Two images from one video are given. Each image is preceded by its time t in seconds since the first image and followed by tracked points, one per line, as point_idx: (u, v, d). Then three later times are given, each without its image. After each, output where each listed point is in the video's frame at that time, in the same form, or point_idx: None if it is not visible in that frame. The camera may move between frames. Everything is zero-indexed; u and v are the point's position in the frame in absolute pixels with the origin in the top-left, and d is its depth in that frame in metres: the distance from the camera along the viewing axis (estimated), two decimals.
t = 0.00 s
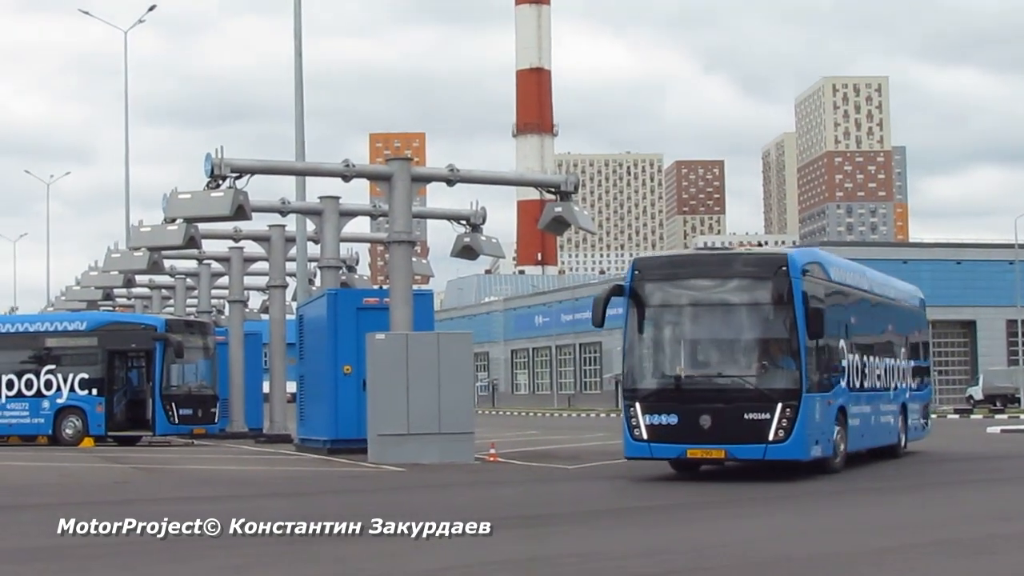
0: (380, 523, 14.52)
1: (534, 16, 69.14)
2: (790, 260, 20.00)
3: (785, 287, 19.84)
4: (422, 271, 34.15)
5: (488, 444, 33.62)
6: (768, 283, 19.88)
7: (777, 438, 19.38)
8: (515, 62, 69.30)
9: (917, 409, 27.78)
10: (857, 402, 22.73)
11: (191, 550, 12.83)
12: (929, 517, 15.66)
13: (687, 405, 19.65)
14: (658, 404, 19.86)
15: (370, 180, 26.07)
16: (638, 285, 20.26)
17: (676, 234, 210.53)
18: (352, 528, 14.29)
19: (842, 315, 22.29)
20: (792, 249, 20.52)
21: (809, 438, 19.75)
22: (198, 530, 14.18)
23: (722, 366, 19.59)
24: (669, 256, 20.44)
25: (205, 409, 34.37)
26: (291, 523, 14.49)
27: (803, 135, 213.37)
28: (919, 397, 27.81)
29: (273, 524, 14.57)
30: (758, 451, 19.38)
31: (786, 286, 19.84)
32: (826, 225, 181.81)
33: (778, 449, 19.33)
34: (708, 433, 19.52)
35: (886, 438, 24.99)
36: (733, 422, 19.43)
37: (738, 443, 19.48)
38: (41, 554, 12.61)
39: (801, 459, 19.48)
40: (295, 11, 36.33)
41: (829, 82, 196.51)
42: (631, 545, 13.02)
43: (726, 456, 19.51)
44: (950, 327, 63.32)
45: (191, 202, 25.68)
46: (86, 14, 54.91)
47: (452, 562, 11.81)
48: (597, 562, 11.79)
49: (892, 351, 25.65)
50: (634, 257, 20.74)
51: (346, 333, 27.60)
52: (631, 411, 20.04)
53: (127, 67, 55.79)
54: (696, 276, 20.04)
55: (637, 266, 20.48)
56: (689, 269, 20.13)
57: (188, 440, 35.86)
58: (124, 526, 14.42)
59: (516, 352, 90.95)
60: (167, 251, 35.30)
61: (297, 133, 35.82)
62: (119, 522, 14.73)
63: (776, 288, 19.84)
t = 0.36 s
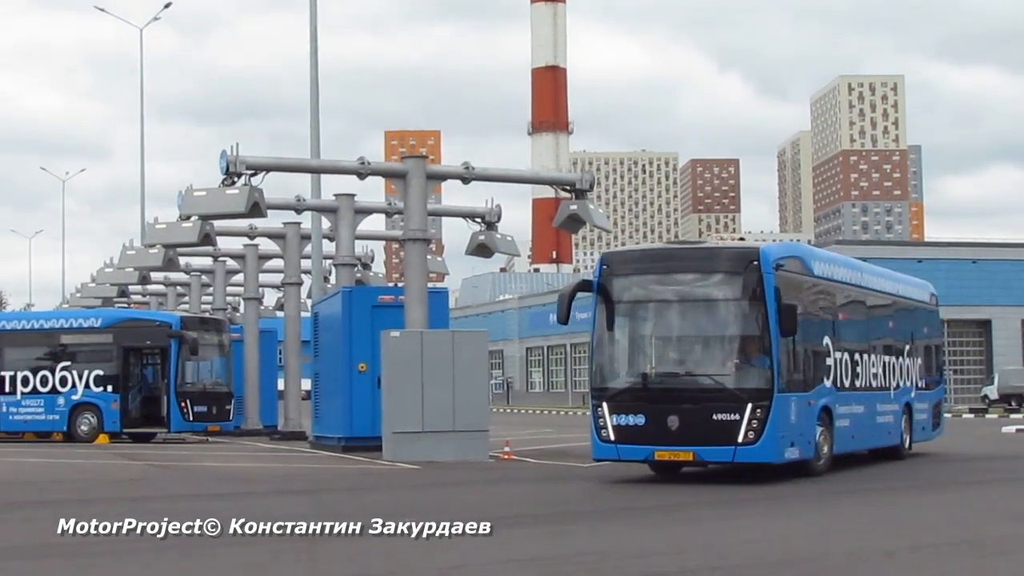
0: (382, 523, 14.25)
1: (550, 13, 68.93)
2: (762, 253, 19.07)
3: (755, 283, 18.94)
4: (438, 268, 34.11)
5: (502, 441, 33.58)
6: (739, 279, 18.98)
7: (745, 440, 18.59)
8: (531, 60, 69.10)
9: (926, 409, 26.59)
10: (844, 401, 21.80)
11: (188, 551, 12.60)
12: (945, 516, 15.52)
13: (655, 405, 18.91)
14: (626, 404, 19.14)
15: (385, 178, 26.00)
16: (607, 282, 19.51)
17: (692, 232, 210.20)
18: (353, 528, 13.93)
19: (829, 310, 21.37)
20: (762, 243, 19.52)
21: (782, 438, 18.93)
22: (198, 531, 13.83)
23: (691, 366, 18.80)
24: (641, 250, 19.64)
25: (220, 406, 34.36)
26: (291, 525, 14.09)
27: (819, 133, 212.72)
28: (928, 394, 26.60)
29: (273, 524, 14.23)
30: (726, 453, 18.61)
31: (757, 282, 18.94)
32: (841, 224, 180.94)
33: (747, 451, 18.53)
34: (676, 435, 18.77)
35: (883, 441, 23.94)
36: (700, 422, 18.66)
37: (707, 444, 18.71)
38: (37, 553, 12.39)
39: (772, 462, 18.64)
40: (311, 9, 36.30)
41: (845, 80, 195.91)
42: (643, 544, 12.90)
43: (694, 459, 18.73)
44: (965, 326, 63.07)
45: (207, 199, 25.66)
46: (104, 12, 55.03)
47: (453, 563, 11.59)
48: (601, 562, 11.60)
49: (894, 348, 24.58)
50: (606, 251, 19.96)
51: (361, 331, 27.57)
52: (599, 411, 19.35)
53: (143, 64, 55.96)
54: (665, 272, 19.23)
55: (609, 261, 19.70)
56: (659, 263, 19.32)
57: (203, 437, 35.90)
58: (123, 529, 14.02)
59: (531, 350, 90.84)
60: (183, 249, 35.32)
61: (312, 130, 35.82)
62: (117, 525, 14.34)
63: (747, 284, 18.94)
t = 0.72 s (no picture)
0: (384, 523, 14.01)
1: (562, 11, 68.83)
2: (718, 245, 18.01)
3: (709, 276, 17.88)
4: (448, 266, 34.07)
5: (510, 438, 33.52)
6: (692, 272, 17.93)
7: (697, 440, 17.61)
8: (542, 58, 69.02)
9: (924, 409, 25.64)
10: (821, 400, 20.85)
11: (187, 549, 12.39)
12: (954, 516, 15.37)
13: (605, 403, 17.94)
14: (577, 402, 18.18)
15: (396, 174, 25.90)
16: (560, 273, 18.52)
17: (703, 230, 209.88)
18: (354, 528, 13.70)
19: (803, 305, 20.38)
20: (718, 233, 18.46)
21: (739, 439, 17.95)
22: (199, 531, 13.59)
23: (642, 363, 17.79)
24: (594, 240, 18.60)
25: (229, 403, 34.22)
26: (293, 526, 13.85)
27: (829, 132, 212.28)
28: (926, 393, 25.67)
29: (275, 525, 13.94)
30: (678, 455, 17.63)
31: (711, 275, 17.89)
32: (852, 223, 180.14)
33: (700, 452, 17.55)
34: (626, 435, 17.80)
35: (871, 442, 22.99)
36: (651, 422, 17.67)
37: (659, 445, 17.73)
38: (32, 551, 12.18)
39: (727, 462, 17.67)
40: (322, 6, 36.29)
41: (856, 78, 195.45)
42: (648, 543, 12.75)
43: (646, 459, 17.76)
44: (975, 325, 62.84)
45: (217, 195, 25.65)
46: (116, 10, 55.15)
47: (454, 563, 11.37)
48: (605, 562, 11.46)
49: (884, 346, 23.58)
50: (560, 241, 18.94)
51: (372, 328, 27.58)
52: (550, 409, 18.39)
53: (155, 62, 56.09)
54: (618, 264, 18.21)
55: (562, 251, 18.69)
56: (613, 254, 18.29)
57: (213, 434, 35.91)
58: (124, 528, 13.76)
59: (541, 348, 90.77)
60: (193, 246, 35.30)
61: (323, 126, 35.77)
62: (119, 524, 14.06)
63: (701, 276, 17.89)
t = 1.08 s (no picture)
0: (384, 522, 14.00)
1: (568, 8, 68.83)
2: (660, 236, 17.10)
3: (650, 268, 16.96)
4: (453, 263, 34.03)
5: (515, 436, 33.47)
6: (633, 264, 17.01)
7: (635, 440, 16.69)
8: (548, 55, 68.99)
9: (918, 409, 24.92)
10: (786, 399, 20.02)
11: (184, 548, 12.31)
12: (957, 514, 15.26)
13: (541, 401, 17.02)
14: (513, 399, 17.25)
15: (402, 172, 25.86)
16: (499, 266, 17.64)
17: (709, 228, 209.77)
18: (353, 527, 13.67)
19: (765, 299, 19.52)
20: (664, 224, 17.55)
21: (682, 440, 17.04)
22: (199, 531, 13.58)
23: (579, 359, 16.87)
24: (535, 231, 17.70)
25: (235, 401, 34.24)
26: (292, 524, 13.83)
27: (836, 129, 212.10)
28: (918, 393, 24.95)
29: (275, 523, 13.97)
30: (615, 456, 16.72)
31: (653, 268, 16.97)
32: (857, 221, 179.60)
33: (638, 452, 16.64)
34: (562, 435, 16.88)
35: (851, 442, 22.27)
36: (588, 421, 16.76)
37: (596, 444, 16.81)
38: (31, 550, 12.09)
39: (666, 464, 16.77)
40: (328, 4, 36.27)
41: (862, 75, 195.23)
42: (649, 543, 12.64)
43: (582, 460, 16.84)
44: (980, 322, 62.69)
45: (223, 193, 25.61)
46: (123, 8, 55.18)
47: (454, 562, 11.29)
48: (605, 561, 11.36)
49: (866, 344, 22.83)
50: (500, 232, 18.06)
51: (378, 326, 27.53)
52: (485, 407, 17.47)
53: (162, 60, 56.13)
54: (558, 255, 17.31)
55: (502, 243, 17.81)
56: (553, 246, 17.41)
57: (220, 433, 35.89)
58: (124, 528, 13.74)
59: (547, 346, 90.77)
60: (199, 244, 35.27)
61: (329, 124, 35.74)
62: (118, 523, 14.05)
63: (641, 269, 16.97)
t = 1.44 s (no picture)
0: (384, 522, 13.97)
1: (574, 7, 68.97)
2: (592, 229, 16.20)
3: (580, 262, 16.06)
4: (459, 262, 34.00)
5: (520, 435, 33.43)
6: (563, 258, 16.14)
7: (563, 442, 15.88)
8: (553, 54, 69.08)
9: (903, 411, 24.71)
10: (741, 400, 19.35)
11: (183, 547, 12.28)
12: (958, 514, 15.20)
13: (468, 402, 16.22)
14: (441, 399, 16.45)
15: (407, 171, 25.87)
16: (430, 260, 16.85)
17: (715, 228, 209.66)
18: (353, 527, 13.65)
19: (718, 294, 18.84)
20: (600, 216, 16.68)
21: (614, 442, 16.23)
22: (198, 531, 13.54)
23: (506, 359, 16.05)
24: (468, 224, 16.87)
25: (241, 400, 34.04)
26: (292, 524, 13.83)
27: (842, 129, 211.98)
28: (904, 394, 24.75)
29: (274, 523, 13.96)
30: (543, 459, 15.91)
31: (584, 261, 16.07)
32: (863, 220, 179.05)
33: (565, 455, 15.84)
34: (489, 437, 16.08)
35: (823, 443, 21.95)
36: (514, 422, 15.96)
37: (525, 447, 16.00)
38: (31, 549, 12.08)
39: (596, 467, 15.96)
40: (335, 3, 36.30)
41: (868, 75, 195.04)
42: (648, 543, 12.59)
43: (509, 463, 16.04)
44: (986, 322, 62.53)
45: (229, 192, 25.65)
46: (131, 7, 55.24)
47: (452, 561, 11.25)
48: (603, 561, 11.30)
49: (843, 343, 22.53)
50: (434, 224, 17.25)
51: (381, 325, 27.52)
52: (414, 407, 16.70)
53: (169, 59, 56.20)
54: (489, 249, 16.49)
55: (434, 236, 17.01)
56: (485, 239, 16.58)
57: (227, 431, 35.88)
58: (123, 528, 13.72)
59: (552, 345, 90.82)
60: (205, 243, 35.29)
61: (334, 123, 35.74)
62: (118, 523, 14.04)
63: (572, 263, 16.08)
